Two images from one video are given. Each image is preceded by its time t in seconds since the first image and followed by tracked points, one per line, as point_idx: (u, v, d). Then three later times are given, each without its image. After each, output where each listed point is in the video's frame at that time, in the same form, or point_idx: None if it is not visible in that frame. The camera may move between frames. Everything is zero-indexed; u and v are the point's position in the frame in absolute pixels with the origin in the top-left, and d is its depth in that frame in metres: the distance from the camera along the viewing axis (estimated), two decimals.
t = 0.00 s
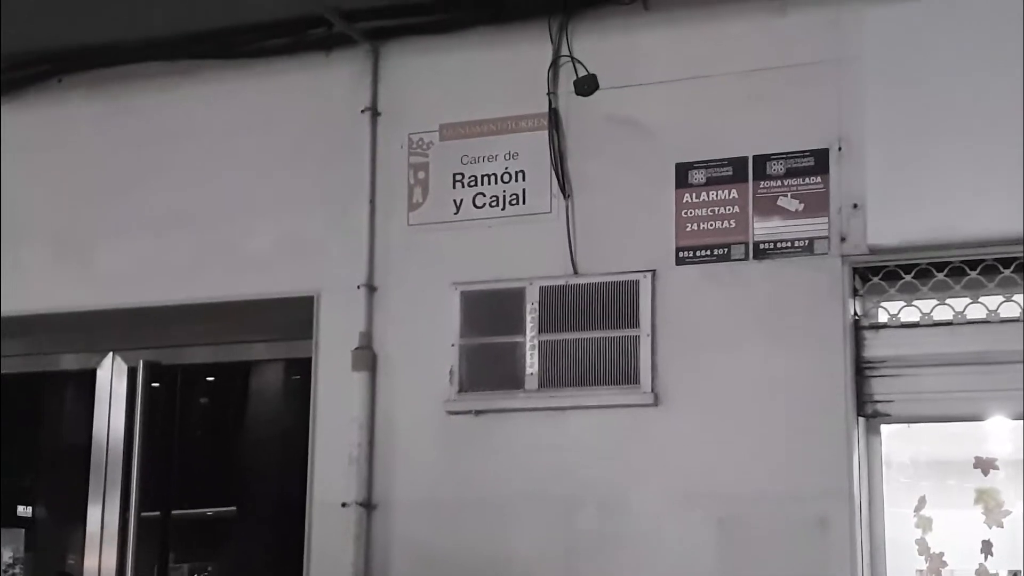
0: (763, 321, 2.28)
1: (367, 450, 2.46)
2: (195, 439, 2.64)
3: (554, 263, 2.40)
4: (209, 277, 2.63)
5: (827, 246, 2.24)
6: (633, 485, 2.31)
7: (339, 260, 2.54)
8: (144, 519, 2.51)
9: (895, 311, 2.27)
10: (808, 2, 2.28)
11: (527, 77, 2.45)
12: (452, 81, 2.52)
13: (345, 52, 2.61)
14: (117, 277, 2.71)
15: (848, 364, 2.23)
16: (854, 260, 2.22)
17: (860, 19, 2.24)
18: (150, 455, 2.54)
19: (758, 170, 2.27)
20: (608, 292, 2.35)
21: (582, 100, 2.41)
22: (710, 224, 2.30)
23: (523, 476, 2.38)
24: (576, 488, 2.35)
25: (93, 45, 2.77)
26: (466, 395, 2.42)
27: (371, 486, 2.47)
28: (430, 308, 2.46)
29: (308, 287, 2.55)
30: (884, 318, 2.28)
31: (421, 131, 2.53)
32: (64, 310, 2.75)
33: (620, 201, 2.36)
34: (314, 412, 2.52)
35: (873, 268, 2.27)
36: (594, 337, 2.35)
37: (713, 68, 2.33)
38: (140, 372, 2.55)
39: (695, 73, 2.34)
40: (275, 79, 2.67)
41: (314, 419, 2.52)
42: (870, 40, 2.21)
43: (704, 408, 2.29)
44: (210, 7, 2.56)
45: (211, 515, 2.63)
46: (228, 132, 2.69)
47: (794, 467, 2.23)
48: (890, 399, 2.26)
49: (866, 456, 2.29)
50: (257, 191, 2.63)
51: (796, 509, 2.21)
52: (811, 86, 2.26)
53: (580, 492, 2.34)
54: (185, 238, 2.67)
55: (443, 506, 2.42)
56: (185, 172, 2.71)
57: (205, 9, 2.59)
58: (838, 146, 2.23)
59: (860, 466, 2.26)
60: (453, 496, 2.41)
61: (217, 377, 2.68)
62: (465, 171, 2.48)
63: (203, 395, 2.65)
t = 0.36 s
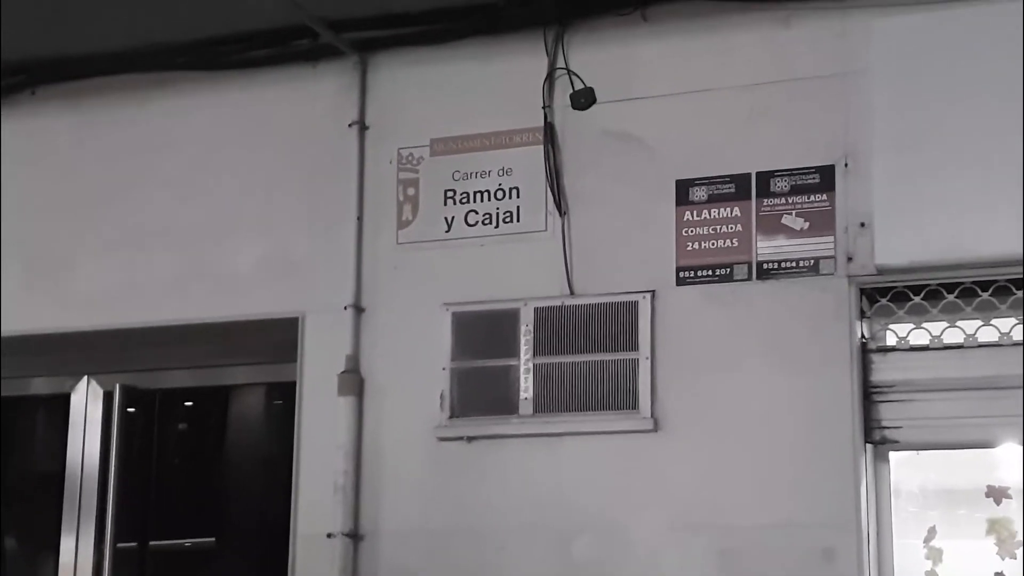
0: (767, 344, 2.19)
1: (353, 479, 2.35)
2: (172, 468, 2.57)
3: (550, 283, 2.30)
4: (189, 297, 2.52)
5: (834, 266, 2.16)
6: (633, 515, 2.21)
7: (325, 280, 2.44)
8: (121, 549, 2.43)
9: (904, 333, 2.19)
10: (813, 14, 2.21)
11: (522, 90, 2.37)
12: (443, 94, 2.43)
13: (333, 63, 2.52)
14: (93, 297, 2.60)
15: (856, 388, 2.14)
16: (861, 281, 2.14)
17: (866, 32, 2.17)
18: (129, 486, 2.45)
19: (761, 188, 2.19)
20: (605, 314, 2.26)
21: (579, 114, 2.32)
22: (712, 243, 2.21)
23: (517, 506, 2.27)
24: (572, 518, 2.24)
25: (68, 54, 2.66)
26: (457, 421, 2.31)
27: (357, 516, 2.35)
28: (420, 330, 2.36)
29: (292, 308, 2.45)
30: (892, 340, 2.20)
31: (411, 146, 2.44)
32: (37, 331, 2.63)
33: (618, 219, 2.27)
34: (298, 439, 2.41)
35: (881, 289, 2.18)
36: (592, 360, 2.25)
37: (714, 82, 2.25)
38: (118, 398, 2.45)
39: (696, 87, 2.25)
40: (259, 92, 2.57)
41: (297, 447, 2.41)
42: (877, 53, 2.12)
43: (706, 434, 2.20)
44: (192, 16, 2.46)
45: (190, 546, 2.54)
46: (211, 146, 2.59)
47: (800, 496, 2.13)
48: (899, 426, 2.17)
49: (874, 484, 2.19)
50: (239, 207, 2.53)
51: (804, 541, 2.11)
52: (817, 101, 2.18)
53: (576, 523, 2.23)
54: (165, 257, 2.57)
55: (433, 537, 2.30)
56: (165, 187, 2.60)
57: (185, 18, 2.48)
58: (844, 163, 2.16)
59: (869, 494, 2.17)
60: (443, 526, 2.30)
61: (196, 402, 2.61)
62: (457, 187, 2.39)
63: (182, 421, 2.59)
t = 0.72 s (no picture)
0: (777, 362, 2.10)
1: (345, 506, 2.24)
2: (151, 492, 2.52)
3: (550, 298, 2.21)
4: (173, 313, 2.42)
5: (846, 281, 2.07)
6: (638, 542, 2.11)
7: (316, 296, 2.33)
8: None
9: (920, 352, 2.10)
10: (824, 19, 2.12)
11: (521, 98, 2.28)
12: (439, 102, 2.34)
13: (324, 70, 2.43)
14: (73, 313, 2.49)
15: (871, 410, 2.05)
16: (875, 297, 2.06)
17: (880, 38, 2.08)
18: (111, 500, 2.51)
19: (771, 200, 2.10)
20: (609, 332, 2.16)
21: (580, 123, 2.23)
22: (719, 258, 2.12)
23: (516, 533, 2.16)
24: (575, 546, 2.13)
25: (47, 60, 2.55)
26: (452, 443, 2.21)
27: (348, 544, 2.24)
28: (414, 347, 2.26)
29: (281, 324, 2.34)
30: (907, 359, 2.10)
31: (405, 156, 2.34)
32: (13, 348, 2.52)
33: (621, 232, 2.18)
34: (286, 463, 2.30)
35: (897, 306, 2.09)
36: (594, 379, 2.15)
37: (722, 89, 2.16)
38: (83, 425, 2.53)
39: (703, 94, 2.17)
40: (247, 99, 2.47)
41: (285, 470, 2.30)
42: (892, 59, 2.03)
43: (714, 457, 2.10)
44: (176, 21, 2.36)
45: None
46: (196, 156, 2.48)
47: (814, 523, 2.04)
48: (915, 448, 2.07)
49: (888, 509, 2.10)
50: (226, 219, 2.43)
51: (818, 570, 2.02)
52: (829, 109, 2.09)
53: (579, 551, 2.13)
54: (148, 272, 2.46)
55: (427, 566, 2.19)
56: (148, 199, 2.50)
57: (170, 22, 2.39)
58: (857, 174, 2.07)
59: (884, 520, 2.07)
60: (438, 555, 2.19)
61: (178, 425, 2.53)
62: (453, 199, 2.29)
63: (164, 443, 2.53)
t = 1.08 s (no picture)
0: (791, 380, 2.00)
1: (337, 530, 2.14)
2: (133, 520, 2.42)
3: (554, 312, 2.11)
4: (158, 326, 2.31)
5: (863, 294, 1.98)
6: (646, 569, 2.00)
7: (308, 309, 2.23)
8: None
9: (940, 369, 2.01)
10: (839, 21, 2.03)
11: (523, 103, 2.18)
12: (437, 106, 2.24)
13: (317, 73, 2.33)
14: (54, 326, 2.38)
15: (890, 430, 1.95)
16: (894, 311, 1.96)
17: (898, 40, 2.00)
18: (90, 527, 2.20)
19: (785, 210, 2.01)
20: (615, 348, 2.06)
21: (585, 129, 2.14)
22: (731, 270, 2.03)
23: (518, 559, 2.06)
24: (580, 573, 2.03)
25: (27, 62, 2.44)
26: (451, 464, 2.11)
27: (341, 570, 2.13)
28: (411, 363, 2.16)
29: (271, 339, 2.24)
30: (927, 377, 2.02)
31: (401, 163, 2.24)
32: None
33: (628, 243, 2.09)
34: (276, 484, 2.19)
35: (916, 321, 2.01)
36: (600, 397, 2.06)
37: (733, 94, 2.07)
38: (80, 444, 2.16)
39: (713, 99, 2.08)
40: (236, 103, 2.37)
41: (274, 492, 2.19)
42: (910, 62, 1.94)
43: (725, 479, 2.00)
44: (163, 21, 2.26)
45: None
46: (183, 163, 2.38)
47: (831, 549, 1.94)
48: (935, 469, 1.98)
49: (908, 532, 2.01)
50: (214, 228, 2.33)
51: None
52: (845, 115, 2.01)
53: None
54: (133, 283, 2.35)
55: None
56: (133, 208, 2.39)
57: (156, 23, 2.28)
58: (875, 183, 1.98)
59: (903, 546, 1.98)
60: None
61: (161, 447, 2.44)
62: (452, 208, 2.19)
63: (145, 464, 2.37)
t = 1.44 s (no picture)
0: (809, 394, 1.90)
1: (332, 551, 2.03)
2: (119, 540, 2.33)
3: (561, 322, 2.01)
4: (145, 337, 2.21)
5: (885, 304, 1.89)
6: None
7: (302, 320, 2.13)
8: None
9: (966, 383, 1.91)
10: (859, 18, 1.95)
11: (527, 104, 2.09)
12: (437, 108, 2.15)
13: (311, 73, 2.23)
14: (36, 335, 2.28)
15: (913, 447, 1.86)
16: (917, 322, 1.87)
17: (921, 39, 1.91)
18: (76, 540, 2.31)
19: (802, 216, 1.92)
20: (624, 361, 1.97)
21: (592, 132, 2.05)
22: (746, 279, 1.94)
23: None
24: None
25: (10, 60, 2.34)
26: (452, 482, 2.01)
27: None
28: (410, 375, 2.07)
29: (264, 350, 2.14)
30: (952, 391, 1.92)
31: (400, 167, 2.15)
32: None
33: (638, 251, 1.99)
34: (268, 503, 2.09)
35: (940, 332, 1.91)
36: (609, 413, 1.96)
37: (748, 94, 1.98)
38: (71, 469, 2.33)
39: (727, 100, 1.99)
40: (227, 104, 2.27)
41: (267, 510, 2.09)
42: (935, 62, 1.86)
43: (740, 498, 1.90)
44: (151, 17, 2.17)
45: None
46: (172, 166, 2.28)
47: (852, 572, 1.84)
48: (960, 488, 1.88)
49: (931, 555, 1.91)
50: (203, 234, 2.23)
51: None
52: (865, 117, 1.92)
53: None
54: (119, 292, 2.25)
55: None
56: (119, 214, 2.29)
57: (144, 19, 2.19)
58: (897, 188, 1.89)
59: (927, 568, 1.88)
60: None
61: (146, 465, 2.34)
62: (453, 214, 2.10)
63: (131, 484, 2.33)
